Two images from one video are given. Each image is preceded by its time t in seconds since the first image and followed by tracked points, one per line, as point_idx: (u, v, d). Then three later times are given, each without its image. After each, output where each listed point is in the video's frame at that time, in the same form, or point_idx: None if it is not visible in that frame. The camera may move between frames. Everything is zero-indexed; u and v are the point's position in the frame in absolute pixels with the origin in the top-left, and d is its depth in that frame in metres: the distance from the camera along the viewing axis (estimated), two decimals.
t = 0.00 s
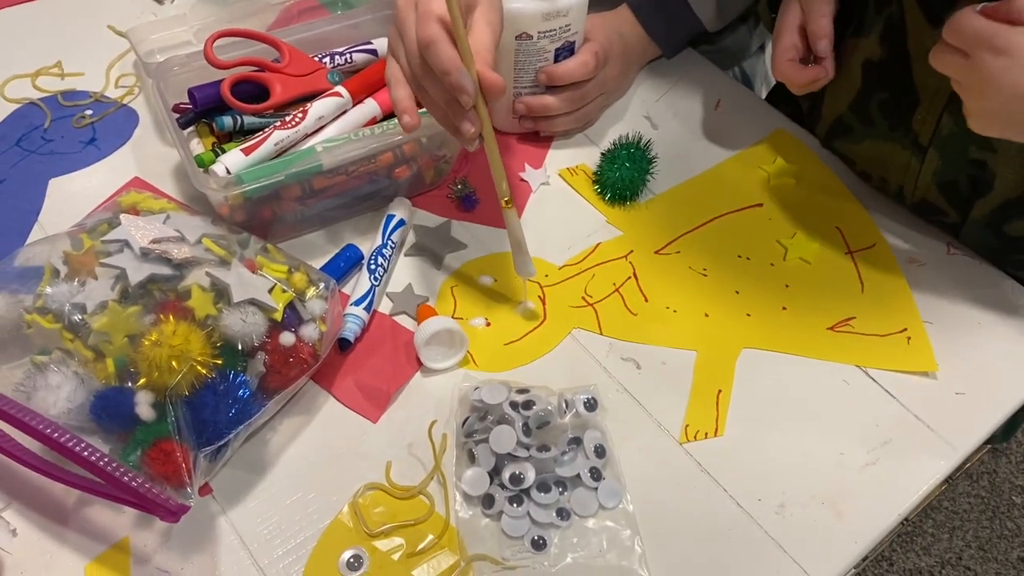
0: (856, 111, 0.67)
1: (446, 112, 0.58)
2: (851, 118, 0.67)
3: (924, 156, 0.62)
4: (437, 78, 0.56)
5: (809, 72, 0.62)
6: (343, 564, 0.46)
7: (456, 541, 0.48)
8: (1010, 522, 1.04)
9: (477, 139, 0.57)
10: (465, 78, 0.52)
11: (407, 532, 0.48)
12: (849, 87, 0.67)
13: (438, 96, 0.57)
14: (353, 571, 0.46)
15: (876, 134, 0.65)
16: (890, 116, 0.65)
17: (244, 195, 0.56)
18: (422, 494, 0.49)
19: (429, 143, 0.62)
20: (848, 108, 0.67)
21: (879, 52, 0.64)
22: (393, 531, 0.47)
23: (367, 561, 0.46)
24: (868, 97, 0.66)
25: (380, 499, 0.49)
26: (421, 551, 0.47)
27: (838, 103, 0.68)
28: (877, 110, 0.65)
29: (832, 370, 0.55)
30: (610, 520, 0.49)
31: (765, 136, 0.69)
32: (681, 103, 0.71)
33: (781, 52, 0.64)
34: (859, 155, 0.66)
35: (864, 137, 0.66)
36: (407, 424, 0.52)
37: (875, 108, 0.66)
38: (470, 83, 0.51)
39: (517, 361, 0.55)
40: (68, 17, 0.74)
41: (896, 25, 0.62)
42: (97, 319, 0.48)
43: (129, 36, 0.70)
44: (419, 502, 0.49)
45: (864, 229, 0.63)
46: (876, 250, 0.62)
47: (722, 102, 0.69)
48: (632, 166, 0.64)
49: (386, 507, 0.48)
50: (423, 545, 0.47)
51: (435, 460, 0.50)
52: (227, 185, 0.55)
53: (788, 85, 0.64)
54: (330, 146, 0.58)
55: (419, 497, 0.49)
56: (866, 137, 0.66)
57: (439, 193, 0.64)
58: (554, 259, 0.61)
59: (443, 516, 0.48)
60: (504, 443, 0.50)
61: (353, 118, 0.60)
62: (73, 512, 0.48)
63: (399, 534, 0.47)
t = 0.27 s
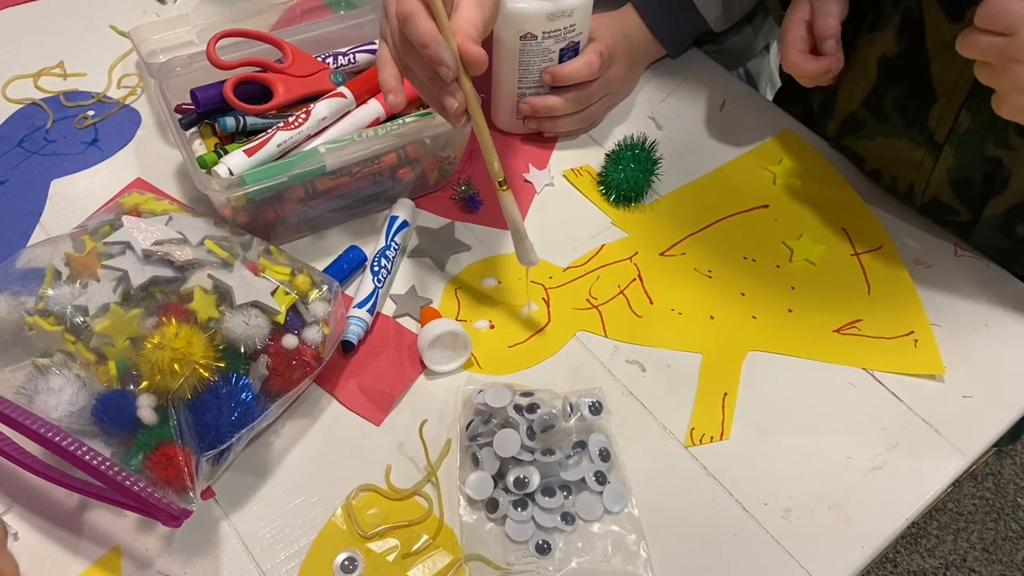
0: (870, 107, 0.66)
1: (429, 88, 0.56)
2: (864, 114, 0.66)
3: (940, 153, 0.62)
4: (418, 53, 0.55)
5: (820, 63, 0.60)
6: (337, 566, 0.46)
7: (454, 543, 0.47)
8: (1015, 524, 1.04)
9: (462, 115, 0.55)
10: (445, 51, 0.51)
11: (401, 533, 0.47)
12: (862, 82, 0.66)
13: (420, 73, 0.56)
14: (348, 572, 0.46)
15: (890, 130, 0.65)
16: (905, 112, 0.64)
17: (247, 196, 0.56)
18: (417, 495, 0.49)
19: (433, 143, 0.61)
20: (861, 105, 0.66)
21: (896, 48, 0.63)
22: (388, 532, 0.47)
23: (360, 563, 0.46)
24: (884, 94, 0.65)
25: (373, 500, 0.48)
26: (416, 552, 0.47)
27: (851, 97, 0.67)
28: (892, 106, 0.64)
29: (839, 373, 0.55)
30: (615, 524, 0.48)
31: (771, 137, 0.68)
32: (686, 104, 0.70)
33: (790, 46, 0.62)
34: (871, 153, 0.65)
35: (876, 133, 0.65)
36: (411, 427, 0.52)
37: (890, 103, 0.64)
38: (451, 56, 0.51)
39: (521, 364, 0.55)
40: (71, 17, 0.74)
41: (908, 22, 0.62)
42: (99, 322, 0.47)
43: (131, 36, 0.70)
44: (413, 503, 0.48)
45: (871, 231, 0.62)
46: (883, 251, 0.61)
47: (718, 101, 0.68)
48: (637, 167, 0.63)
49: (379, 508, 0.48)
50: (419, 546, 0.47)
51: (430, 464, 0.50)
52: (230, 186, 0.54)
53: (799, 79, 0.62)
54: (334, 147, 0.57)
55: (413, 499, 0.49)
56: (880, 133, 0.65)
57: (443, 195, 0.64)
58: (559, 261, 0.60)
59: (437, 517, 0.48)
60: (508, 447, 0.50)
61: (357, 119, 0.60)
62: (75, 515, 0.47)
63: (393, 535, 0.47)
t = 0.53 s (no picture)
0: (873, 106, 0.65)
1: (427, 70, 0.57)
2: (867, 112, 0.65)
3: (941, 153, 0.61)
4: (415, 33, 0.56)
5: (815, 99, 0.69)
6: (336, 572, 0.46)
7: (454, 549, 0.47)
8: (1018, 526, 1.03)
9: (457, 94, 0.56)
10: (439, 27, 0.51)
11: (401, 539, 0.47)
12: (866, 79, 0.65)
13: (419, 54, 0.57)
14: None
15: (893, 130, 0.63)
16: (908, 111, 0.62)
17: (246, 200, 0.56)
18: (418, 500, 0.48)
19: (433, 146, 0.61)
20: (864, 103, 0.65)
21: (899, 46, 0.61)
22: (387, 538, 0.47)
23: (361, 569, 0.46)
24: (886, 93, 0.63)
25: (373, 506, 0.48)
26: (416, 557, 0.46)
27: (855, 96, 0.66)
28: (895, 105, 0.63)
29: (842, 378, 0.55)
30: (617, 530, 0.48)
31: (772, 139, 0.68)
32: (688, 106, 0.70)
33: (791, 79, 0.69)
34: (874, 154, 0.65)
35: (879, 132, 0.64)
36: (411, 431, 0.51)
37: (893, 102, 0.63)
38: (446, 33, 0.51)
39: (522, 368, 0.54)
40: (70, 18, 0.73)
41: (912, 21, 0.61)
42: (98, 326, 0.47)
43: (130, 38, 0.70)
44: (414, 508, 0.48)
45: (873, 233, 0.62)
46: (885, 255, 0.61)
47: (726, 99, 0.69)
48: (639, 169, 0.63)
49: (380, 514, 0.48)
50: (419, 551, 0.47)
51: (430, 470, 0.50)
52: (229, 190, 0.54)
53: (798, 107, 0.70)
54: (334, 150, 0.57)
55: (414, 504, 0.48)
56: (883, 133, 0.64)
57: (443, 197, 0.64)
58: (560, 264, 0.60)
59: (438, 523, 0.48)
60: (509, 452, 0.49)
61: (357, 122, 0.59)
62: (74, 521, 0.47)
63: (393, 541, 0.47)
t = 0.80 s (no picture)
0: (876, 108, 0.64)
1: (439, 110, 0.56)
2: (870, 114, 0.64)
3: (945, 156, 0.60)
4: (428, 77, 0.54)
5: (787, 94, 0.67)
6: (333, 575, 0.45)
7: (450, 551, 0.47)
8: (1018, 526, 1.03)
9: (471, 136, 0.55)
10: (452, 72, 0.50)
11: (398, 541, 0.47)
12: (872, 80, 0.64)
13: (431, 97, 0.55)
14: None
15: (900, 133, 0.62)
16: (912, 113, 0.62)
17: (243, 201, 0.55)
18: (415, 503, 0.48)
19: (431, 146, 0.61)
20: (866, 105, 0.64)
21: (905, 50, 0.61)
22: (384, 540, 0.47)
23: (357, 572, 0.45)
24: (891, 94, 0.62)
25: (370, 508, 0.48)
26: (412, 560, 0.46)
27: (859, 98, 0.65)
28: (899, 108, 0.62)
29: (841, 379, 0.54)
30: (614, 532, 0.48)
31: (771, 140, 0.68)
32: (686, 107, 0.70)
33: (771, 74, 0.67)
34: (877, 156, 0.64)
35: (883, 135, 0.63)
36: (408, 433, 0.51)
37: (897, 104, 0.62)
38: (458, 78, 0.49)
39: (520, 369, 0.54)
40: (67, 18, 0.73)
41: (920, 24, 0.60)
42: (93, 327, 0.47)
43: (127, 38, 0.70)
44: (411, 511, 0.48)
45: (872, 234, 0.62)
46: (884, 255, 0.61)
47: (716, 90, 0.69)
48: (638, 170, 0.63)
49: (377, 516, 0.48)
50: (415, 554, 0.46)
51: (427, 472, 0.49)
52: (225, 191, 0.54)
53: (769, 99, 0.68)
54: (330, 150, 0.57)
55: (411, 506, 0.48)
56: (886, 135, 0.63)
57: (441, 198, 0.64)
58: (558, 265, 0.60)
59: (435, 525, 0.48)
60: (506, 454, 0.49)
61: (353, 122, 0.59)
62: (69, 523, 0.47)
63: (390, 543, 0.47)
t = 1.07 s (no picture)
0: (881, 105, 0.63)
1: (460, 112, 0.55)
2: (875, 111, 0.64)
3: (948, 154, 0.60)
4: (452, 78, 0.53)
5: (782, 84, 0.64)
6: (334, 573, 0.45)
7: (452, 549, 0.47)
8: (1018, 524, 1.03)
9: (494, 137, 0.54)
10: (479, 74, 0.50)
11: (399, 539, 0.47)
12: (875, 78, 0.63)
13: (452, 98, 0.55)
14: None
15: (905, 130, 0.62)
16: (917, 111, 0.61)
17: (244, 198, 0.55)
18: (416, 501, 0.48)
19: (432, 143, 0.61)
20: (872, 102, 0.64)
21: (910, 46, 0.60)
22: (385, 539, 0.47)
23: (358, 570, 0.45)
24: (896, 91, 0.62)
25: (371, 506, 0.48)
26: (414, 558, 0.46)
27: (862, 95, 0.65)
28: (903, 105, 0.62)
29: (843, 377, 0.54)
30: (616, 530, 0.48)
31: (773, 137, 0.68)
32: (687, 104, 0.70)
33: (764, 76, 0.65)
34: (879, 152, 0.64)
35: (887, 131, 0.63)
36: (410, 432, 0.51)
37: (902, 102, 0.62)
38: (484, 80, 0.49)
39: (520, 367, 0.54)
40: (67, 16, 0.73)
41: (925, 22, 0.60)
42: (93, 326, 0.47)
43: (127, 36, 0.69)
44: (412, 509, 0.48)
45: (874, 232, 0.62)
46: (886, 253, 0.61)
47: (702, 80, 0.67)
48: (639, 167, 0.62)
49: (378, 514, 0.48)
50: (417, 552, 0.46)
51: (429, 470, 0.49)
52: (226, 188, 0.54)
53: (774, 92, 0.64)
54: (331, 148, 0.57)
55: (412, 504, 0.48)
56: (890, 132, 0.63)
57: (442, 195, 0.64)
58: (559, 263, 0.60)
59: (436, 524, 0.47)
60: (507, 452, 0.49)
61: (354, 119, 0.59)
62: (69, 522, 0.47)
63: (391, 542, 0.47)
